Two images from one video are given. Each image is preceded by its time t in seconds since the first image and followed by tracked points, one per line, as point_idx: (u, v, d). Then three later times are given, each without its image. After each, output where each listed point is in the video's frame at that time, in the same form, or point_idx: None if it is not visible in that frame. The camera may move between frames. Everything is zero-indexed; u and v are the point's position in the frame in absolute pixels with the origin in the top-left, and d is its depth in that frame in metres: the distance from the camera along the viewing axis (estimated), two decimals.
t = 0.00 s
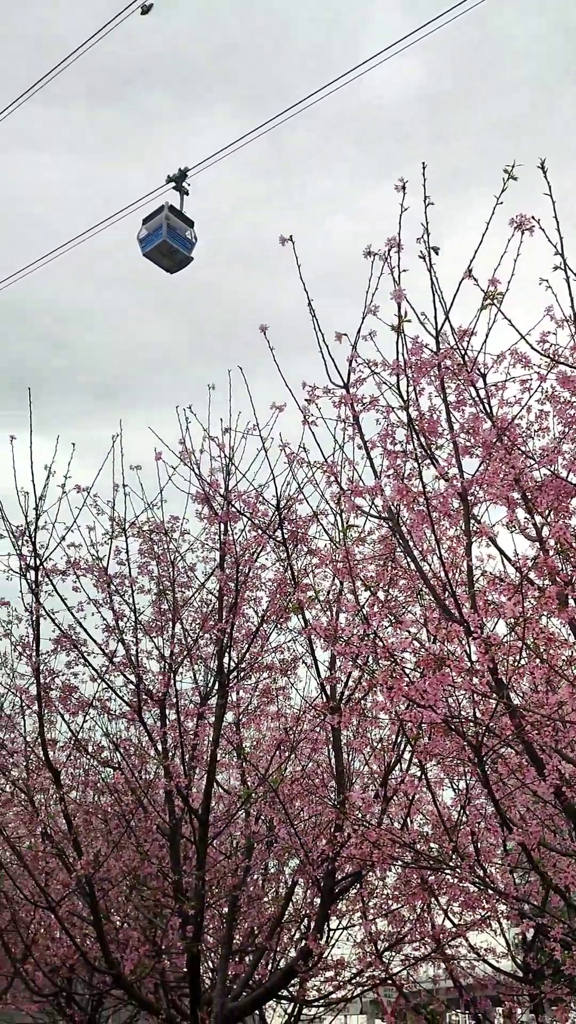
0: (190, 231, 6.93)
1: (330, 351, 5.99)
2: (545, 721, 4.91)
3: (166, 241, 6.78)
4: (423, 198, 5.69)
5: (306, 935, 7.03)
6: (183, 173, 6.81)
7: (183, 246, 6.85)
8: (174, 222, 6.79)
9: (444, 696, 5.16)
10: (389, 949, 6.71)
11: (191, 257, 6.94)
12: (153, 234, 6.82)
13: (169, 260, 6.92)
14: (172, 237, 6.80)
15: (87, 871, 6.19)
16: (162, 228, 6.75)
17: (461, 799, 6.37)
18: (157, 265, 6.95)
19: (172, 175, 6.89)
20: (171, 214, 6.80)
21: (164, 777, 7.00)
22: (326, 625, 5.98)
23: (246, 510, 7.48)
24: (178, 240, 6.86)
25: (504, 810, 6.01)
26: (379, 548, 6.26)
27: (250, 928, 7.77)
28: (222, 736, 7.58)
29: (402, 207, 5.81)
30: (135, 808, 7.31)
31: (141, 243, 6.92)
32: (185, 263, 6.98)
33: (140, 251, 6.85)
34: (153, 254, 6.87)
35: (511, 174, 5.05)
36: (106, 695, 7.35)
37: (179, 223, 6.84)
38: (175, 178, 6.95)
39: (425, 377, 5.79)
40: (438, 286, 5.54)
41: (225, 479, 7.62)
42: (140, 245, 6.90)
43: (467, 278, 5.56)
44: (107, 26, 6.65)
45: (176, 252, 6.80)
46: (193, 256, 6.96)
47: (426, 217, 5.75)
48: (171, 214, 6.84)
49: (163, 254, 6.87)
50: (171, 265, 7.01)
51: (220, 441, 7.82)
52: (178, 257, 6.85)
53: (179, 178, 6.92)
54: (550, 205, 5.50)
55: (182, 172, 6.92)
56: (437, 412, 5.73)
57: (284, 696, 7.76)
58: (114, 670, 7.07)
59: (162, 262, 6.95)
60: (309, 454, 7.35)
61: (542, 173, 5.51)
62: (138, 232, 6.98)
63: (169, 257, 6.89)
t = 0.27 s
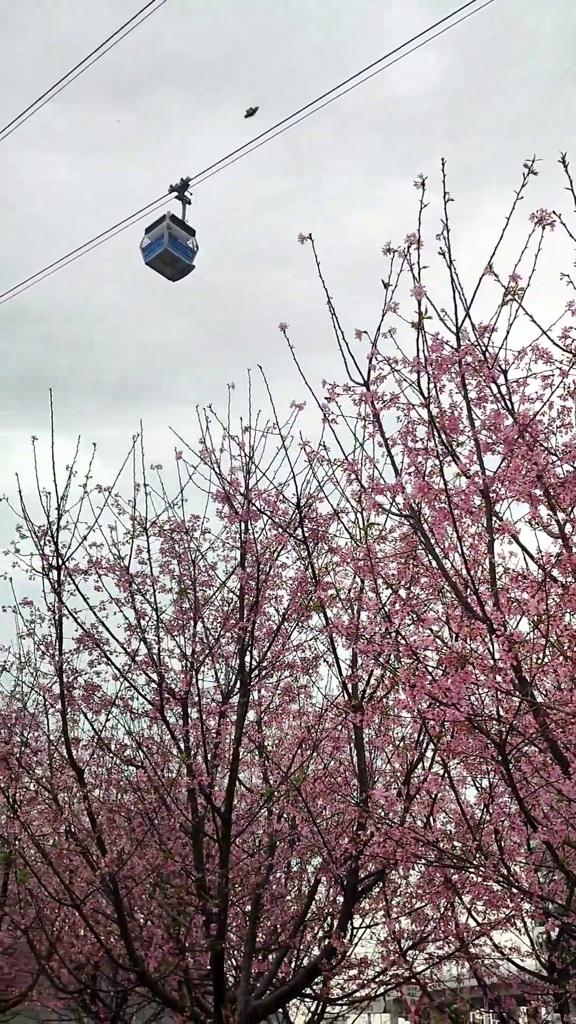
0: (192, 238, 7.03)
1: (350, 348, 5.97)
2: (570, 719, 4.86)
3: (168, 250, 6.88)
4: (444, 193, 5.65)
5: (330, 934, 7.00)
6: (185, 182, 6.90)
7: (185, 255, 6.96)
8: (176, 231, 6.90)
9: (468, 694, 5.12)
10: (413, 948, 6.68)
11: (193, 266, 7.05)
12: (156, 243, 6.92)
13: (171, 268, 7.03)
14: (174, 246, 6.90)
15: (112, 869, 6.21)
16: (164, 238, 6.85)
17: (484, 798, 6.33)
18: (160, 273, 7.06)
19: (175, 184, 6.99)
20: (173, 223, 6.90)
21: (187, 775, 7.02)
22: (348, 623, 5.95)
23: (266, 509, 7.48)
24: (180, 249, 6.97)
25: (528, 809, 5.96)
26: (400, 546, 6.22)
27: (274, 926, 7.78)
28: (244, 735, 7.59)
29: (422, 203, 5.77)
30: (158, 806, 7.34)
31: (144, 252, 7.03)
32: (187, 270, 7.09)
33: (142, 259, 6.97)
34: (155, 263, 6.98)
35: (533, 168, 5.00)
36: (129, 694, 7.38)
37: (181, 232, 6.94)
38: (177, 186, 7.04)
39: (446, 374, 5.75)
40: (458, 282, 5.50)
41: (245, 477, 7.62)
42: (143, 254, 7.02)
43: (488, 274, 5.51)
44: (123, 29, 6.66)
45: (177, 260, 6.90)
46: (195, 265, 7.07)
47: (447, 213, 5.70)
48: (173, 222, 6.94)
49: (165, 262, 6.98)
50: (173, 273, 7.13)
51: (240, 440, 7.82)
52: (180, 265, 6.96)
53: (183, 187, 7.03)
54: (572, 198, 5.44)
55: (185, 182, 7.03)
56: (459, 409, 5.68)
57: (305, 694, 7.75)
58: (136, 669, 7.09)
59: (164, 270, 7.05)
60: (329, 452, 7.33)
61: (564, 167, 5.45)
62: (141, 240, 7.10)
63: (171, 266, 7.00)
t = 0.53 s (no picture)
0: (195, 248, 7.07)
1: (370, 347, 5.94)
2: None
3: (171, 259, 6.92)
4: (465, 190, 5.60)
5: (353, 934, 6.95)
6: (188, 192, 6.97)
7: (187, 264, 6.99)
8: (179, 241, 6.95)
9: (492, 694, 5.08)
10: (437, 948, 6.63)
11: (196, 274, 7.06)
12: (159, 253, 6.98)
13: (175, 277, 7.06)
14: (177, 255, 6.94)
15: (136, 868, 6.23)
16: (167, 247, 6.91)
17: (508, 798, 6.27)
18: (164, 283, 7.09)
19: (179, 196, 7.07)
20: (176, 232, 6.96)
21: (210, 775, 7.03)
22: (370, 622, 5.92)
23: (287, 508, 7.47)
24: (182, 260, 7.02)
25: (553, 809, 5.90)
26: (422, 545, 6.18)
27: (296, 926, 7.77)
28: (266, 735, 7.58)
29: (443, 200, 5.73)
30: (181, 806, 7.36)
31: (148, 263, 7.09)
32: (191, 279, 7.13)
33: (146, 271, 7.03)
34: (159, 273, 7.02)
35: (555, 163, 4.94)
36: (151, 694, 7.41)
37: (184, 242, 6.99)
38: (181, 198, 7.12)
39: (468, 372, 5.71)
40: (479, 279, 5.45)
41: (266, 477, 7.61)
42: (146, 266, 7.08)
43: (509, 270, 5.46)
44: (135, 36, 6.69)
45: (179, 269, 6.94)
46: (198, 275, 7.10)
47: (467, 209, 5.66)
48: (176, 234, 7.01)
49: (169, 272, 7.02)
50: (178, 282, 7.16)
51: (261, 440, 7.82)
52: (183, 274, 7.00)
53: (186, 200, 7.11)
54: None
55: (188, 193, 7.11)
56: (481, 406, 5.64)
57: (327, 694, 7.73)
58: (158, 669, 7.12)
59: (167, 281, 7.10)
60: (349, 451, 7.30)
61: None
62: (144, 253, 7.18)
63: (175, 276, 7.04)
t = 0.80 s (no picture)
0: (199, 258, 7.35)
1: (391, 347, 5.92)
2: None
3: (175, 270, 7.23)
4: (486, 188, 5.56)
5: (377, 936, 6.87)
6: (193, 205, 7.16)
7: (191, 273, 7.26)
8: (182, 252, 7.24)
9: (516, 695, 5.03)
10: (461, 951, 6.57)
11: (199, 283, 7.34)
12: (163, 264, 7.29)
13: (179, 287, 7.36)
14: (180, 266, 7.23)
15: (159, 869, 6.25)
16: (171, 259, 7.22)
17: (532, 799, 6.21)
18: (168, 293, 7.40)
19: (183, 206, 7.24)
20: (180, 244, 7.24)
21: (233, 776, 7.03)
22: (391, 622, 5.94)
23: (309, 510, 7.46)
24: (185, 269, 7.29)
25: None
26: (444, 545, 6.14)
27: (320, 927, 7.75)
28: (288, 736, 7.57)
29: (464, 199, 5.69)
30: (205, 807, 7.36)
31: (153, 272, 7.41)
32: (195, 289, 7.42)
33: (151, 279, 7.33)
34: (164, 283, 7.33)
35: None
36: (174, 695, 7.42)
37: (188, 253, 7.27)
38: (186, 208, 7.25)
39: (490, 371, 5.67)
40: (501, 278, 5.41)
41: (287, 478, 7.60)
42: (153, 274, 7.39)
43: (531, 269, 5.41)
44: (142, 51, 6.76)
45: (183, 279, 7.22)
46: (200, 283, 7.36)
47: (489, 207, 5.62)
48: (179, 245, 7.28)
49: (173, 282, 7.32)
50: (182, 292, 7.47)
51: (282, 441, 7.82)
52: (187, 284, 7.28)
53: (189, 208, 7.26)
54: None
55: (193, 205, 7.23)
56: (503, 406, 5.59)
57: (349, 695, 7.71)
58: (181, 670, 7.13)
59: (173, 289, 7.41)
60: (370, 452, 7.28)
61: None
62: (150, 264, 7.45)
63: (179, 284, 7.34)
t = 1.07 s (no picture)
0: (202, 272, 7.35)
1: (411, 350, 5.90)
2: None
3: (179, 283, 7.20)
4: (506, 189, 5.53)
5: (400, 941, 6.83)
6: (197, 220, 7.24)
7: (195, 286, 7.27)
8: (186, 265, 7.24)
9: (540, 699, 4.99)
10: (485, 956, 6.52)
11: (204, 296, 7.33)
12: (167, 278, 7.27)
13: (183, 300, 7.33)
14: (185, 279, 7.23)
15: (182, 873, 6.26)
16: (176, 271, 7.20)
17: (557, 804, 6.15)
18: (173, 307, 7.35)
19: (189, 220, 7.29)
20: (185, 257, 7.24)
21: (254, 780, 7.02)
22: (414, 626, 5.84)
23: (329, 513, 7.44)
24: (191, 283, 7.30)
25: None
26: (466, 548, 6.11)
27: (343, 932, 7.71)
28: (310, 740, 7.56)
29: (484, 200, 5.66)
30: (226, 811, 7.36)
31: (157, 287, 7.39)
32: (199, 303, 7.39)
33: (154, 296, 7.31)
34: (168, 296, 7.29)
35: None
36: (195, 698, 7.44)
37: (191, 266, 7.28)
38: (191, 221, 7.34)
39: (511, 372, 5.63)
40: (521, 279, 5.38)
41: (307, 481, 7.60)
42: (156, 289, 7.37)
43: (552, 270, 5.37)
44: (149, 65, 6.84)
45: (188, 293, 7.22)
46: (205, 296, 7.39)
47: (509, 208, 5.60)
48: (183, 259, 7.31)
49: (178, 295, 7.29)
50: (186, 305, 7.42)
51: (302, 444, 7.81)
52: (192, 298, 7.25)
53: (195, 223, 7.34)
54: None
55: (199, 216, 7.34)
56: (525, 407, 5.55)
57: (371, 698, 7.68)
58: (202, 673, 7.15)
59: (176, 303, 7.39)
60: (391, 454, 7.26)
61: None
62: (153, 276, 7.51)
63: (183, 298, 7.32)
